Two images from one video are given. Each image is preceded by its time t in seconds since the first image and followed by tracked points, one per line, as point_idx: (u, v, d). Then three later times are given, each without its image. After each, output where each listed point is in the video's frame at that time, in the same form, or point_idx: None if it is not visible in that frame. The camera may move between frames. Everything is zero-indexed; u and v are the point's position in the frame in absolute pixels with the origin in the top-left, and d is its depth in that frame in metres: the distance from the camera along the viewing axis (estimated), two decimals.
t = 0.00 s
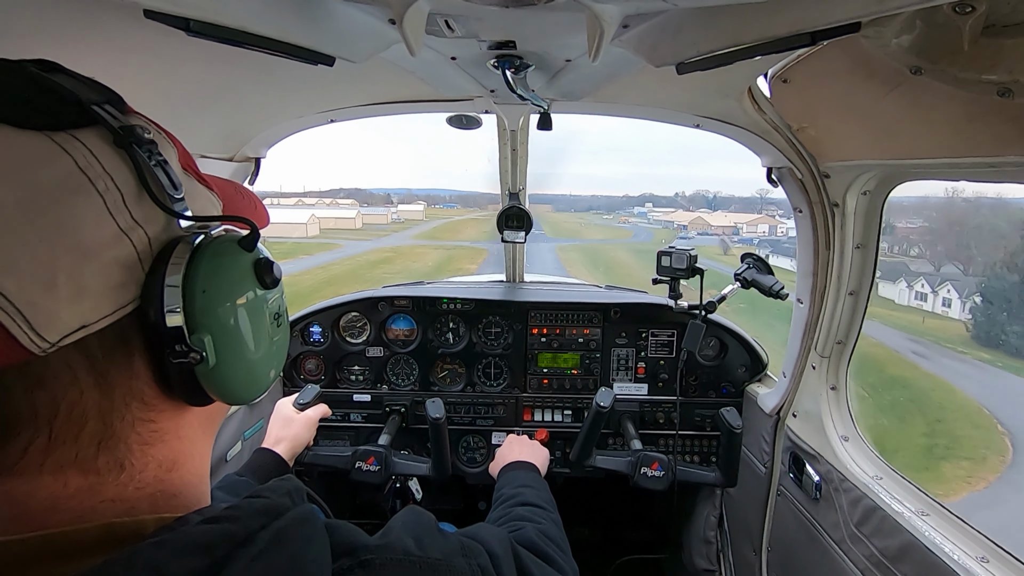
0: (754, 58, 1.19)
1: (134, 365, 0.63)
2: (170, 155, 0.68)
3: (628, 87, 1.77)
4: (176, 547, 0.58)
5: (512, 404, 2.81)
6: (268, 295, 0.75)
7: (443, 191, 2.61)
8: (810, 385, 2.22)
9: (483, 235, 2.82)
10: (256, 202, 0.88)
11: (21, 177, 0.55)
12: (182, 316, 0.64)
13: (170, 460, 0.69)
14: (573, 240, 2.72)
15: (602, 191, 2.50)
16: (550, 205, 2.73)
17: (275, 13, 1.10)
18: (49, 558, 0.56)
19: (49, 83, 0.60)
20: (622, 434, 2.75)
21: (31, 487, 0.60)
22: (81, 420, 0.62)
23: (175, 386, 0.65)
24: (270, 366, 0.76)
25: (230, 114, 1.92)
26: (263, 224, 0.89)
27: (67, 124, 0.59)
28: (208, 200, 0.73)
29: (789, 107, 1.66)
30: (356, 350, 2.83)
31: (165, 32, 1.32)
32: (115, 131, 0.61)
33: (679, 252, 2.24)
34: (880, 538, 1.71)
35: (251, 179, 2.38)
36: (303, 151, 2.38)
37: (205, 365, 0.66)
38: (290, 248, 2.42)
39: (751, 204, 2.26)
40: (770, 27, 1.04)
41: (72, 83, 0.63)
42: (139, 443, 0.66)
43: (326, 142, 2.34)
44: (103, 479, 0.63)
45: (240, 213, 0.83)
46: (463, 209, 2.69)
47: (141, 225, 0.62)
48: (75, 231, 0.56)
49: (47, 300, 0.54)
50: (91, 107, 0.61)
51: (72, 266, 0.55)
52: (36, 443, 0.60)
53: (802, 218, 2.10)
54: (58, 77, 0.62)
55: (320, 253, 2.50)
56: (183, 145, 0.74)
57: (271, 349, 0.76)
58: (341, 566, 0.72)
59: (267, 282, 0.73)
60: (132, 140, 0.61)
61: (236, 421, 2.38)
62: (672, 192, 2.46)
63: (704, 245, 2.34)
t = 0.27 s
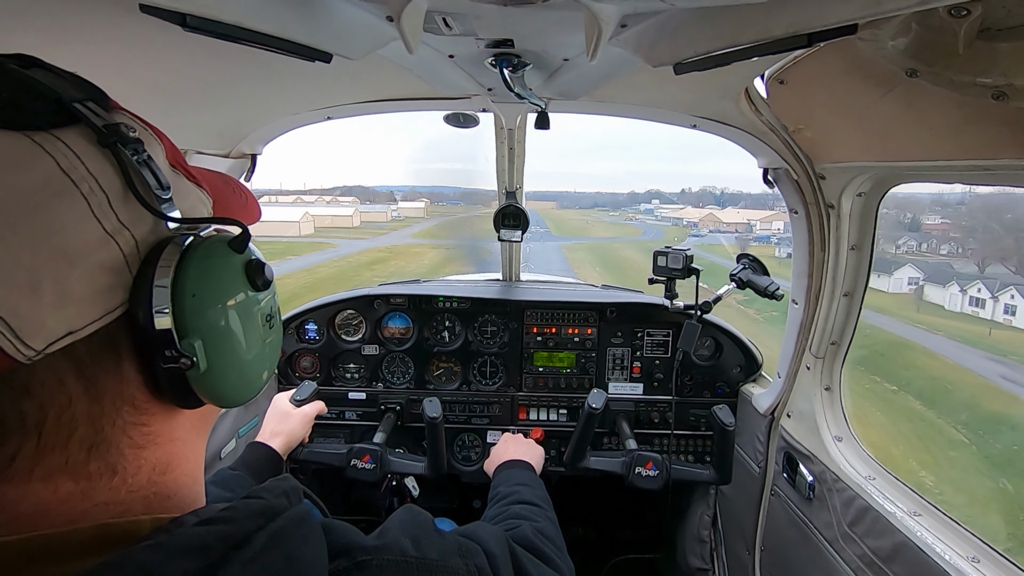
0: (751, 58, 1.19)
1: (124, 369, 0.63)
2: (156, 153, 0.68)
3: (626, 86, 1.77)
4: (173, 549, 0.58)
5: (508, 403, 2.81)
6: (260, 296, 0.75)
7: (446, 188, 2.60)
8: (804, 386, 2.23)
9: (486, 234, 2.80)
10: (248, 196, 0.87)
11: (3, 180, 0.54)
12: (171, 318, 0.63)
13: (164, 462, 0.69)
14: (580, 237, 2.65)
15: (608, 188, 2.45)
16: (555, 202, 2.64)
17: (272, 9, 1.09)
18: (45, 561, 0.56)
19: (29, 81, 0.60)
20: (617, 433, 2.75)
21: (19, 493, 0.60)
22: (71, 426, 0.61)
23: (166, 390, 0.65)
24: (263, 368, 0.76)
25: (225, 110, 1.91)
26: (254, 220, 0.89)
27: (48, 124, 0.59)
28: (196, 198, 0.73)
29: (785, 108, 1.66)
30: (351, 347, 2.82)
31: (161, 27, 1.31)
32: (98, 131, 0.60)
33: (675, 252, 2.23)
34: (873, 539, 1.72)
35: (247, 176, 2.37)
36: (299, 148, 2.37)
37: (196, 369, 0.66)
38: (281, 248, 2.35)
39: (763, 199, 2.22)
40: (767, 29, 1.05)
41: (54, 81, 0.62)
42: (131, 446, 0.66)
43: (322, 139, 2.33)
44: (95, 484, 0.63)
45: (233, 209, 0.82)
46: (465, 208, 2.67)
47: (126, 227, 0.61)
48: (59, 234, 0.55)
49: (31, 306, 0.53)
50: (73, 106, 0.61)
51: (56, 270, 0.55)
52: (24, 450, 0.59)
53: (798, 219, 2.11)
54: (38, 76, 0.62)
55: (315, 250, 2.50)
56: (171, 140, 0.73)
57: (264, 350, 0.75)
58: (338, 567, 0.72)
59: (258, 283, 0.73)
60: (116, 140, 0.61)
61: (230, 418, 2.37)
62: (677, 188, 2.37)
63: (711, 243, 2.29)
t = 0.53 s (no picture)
0: (749, 57, 1.20)
1: (124, 370, 0.63)
2: (160, 152, 0.68)
3: (624, 85, 1.77)
4: (174, 552, 0.58)
5: (505, 401, 2.81)
6: (261, 298, 0.75)
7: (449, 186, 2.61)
8: (800, 385, 2.23)
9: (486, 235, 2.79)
10: (254, 197, 0.87)
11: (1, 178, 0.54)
12: (170, 319, 0.63)
13: (164, 463, 0.69)
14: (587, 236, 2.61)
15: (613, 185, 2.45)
16: (561, 200, 2.60)
17: (268, 7, 1.09)
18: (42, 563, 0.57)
19: (32, 79, 0.60)
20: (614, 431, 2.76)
21: (18, 494, 0.59)
22: (70, 427, 0.61)
23: (165, 391, 0.65)
24: (263, 370, 0.75)
25: (221, 108, 1.90)
26: (258, 220, 0.89)
27: (50, 122, 0.59)
28: (199, 196, 0.73)
29: (782, 107, 1.67)
30: (349, 346, 2.82)
31: (157, 24, 1.31)
32: (100, 129, 0.60)
33: (672, 250, 2.23)
34: (868, 536, 1.73)
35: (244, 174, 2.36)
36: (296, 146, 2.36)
37: (195, 370, 0.65)
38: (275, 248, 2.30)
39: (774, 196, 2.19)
40: (764, 28, 1.05)
41: (57, 79, 0.62)
42: (131, 448, 0.66)
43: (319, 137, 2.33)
44: (94, 485, 0.63)
45: (235, 207, 0.82)
46: (472, 205, 2.72)
47: (127, 226, 0.61)
48: (58, 234, 0.55)
49: (28, 305, 0.53)
50: (75, 105, 0.61)
51: (54, 269, 0.55)
52: (23, 450, 0.59)
53: (795, 217, 2.12)
54: (40, 73, 0.62)
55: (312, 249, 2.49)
56: (175, 138, 0.73)
57: (264, 352, 0.75)
58: (338, 568, 0.72)
59: (259, 285, 0.73)
60: (118, 139, 0.61)
61: (227, 418, 2.37)
62: (688, 182, 2.37)
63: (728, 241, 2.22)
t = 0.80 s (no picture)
0: (748, 56, 1.20)
1: (136, 374, 0.63)
2: (178, 154, 0.68)
3: (622, 83, 1.77)
4: (186, 563, 0.58)
5: (506, 400, 2.82)
6: (275, 302, 0.74)
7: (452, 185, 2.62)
8: (800, 383, 2.23)
9: (487, 235, 2.80)
10: (268, 200, 0.87)
11: (21, 180, 0.54)
12: (186, 324, 0.63)
13: (175, 469, 0.69)
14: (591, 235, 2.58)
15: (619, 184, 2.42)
16: (566, 198, 2.56)
17: (266, 7, 1.08)
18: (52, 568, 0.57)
19: (53, 78, 0.59)
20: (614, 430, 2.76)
21: (30, 498, 0.60)
22: (82, 432, 0.61)
23: (178, 396, 0.65)
24: (276, 375, 0.75)
25: (221, 108, 1.90)
26: (273, 223, 0.88)
27: (70, 122, 0.58)
28: (216, 199, 0.72)
29: (780, 104, 1.66)
30: (349, 346, 2.82)
31: (157, 25, 1.31)
32: (121, 130, 0.60)
33: (672, 249, 2.24)
34: (869, 534, 1.73)
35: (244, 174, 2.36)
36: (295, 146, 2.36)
37: (210, 377, 0.65)
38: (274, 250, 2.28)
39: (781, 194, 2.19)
40: (764, 26, 1.05)
41: (77, 79, 0.62)
42: (142, 453, 0.66)
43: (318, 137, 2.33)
44: (105, 490, 0.63)
45: (248, 210, 0.82)
46: (475, 203, 2.73)
47: (145, 229, 0.61)
48: (76, 236, 0.55)
49: (44, 308, 0.53)
50: (96, 105, 0.60)
51: (71, 273, 0.55)
52: (35, 455, 0.60)
53: (795, 216, 2.11)
54: (61, 72, 0.61)
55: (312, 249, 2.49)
56: (193, 140, 0.73)
57: (277, 357, 0.75)
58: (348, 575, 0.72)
59: (274, 290, 0.73)
60: (138, 140, 0.60)
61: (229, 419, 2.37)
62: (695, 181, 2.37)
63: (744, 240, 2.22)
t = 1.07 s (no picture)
0: (750, 54, 1.19)
1: (141, 379, 0.63)
2: (185, 158, 0.68)
3: (625, 83, 1.77)
4: (191, 563, 0.58)
5: (510, 401, 2.81)
6: (281, 307, 0.74)
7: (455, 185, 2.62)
8: (806, 382, 2.23)
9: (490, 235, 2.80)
10: (276, 202, 0.88)
11: (28, 185, 0.54)
12: (191, 328, 0.63)
13: (180, 472, 0.70)
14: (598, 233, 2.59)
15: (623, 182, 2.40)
16: (570, 196, 2.54)
17: (269, 10, 1.09)
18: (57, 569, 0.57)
19: (60, 82, 0.59)
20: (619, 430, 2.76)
21: (35, 501, 0.60)
22: (87, 434, 0.61)
23: (183, 401, 0.65)
24: (283, 380, 0.75)
25: (225, 110, 1.91)
26: (282, 225, 0.89)
27: (78, 127, 0.58)
28: (223, 203, 0.72)
29: (784, 103, 1.66)
30: (354, 347, 2.82)
31: (161, 28, 1.31)
32: (127, 135, 0.60)
33: (676, 248, 2.24)
34: (876, 533, 1.72)
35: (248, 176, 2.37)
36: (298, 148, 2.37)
37: (215, 382, 0.65)
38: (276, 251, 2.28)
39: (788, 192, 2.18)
40: (766, 24, 1.05)
41: (85, 83, 0.62)
42: (147, 457, 0.66)
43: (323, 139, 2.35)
44: (110, 493, 0.63)
45: (259, 214, 0.82)
46: (478, 202, 2.72)
47: (151, 233, 0.61)
48: (82, 242, 0.55)
49: (49, 313, 0.53)
50: (103, 109, 0.60)
51: (78, 278, 0.55)
52: (40, 458, 0.59)
53: (799, 214, 2.10)
54: (69, 76, 0.61)
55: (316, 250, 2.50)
56: (200, 144, 0.73)
57: (284, 362, 0.75)
58: None
59: (279, 294, 0.73)
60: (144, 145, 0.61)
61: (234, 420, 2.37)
62: (701, 179, 2.36)
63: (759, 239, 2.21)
